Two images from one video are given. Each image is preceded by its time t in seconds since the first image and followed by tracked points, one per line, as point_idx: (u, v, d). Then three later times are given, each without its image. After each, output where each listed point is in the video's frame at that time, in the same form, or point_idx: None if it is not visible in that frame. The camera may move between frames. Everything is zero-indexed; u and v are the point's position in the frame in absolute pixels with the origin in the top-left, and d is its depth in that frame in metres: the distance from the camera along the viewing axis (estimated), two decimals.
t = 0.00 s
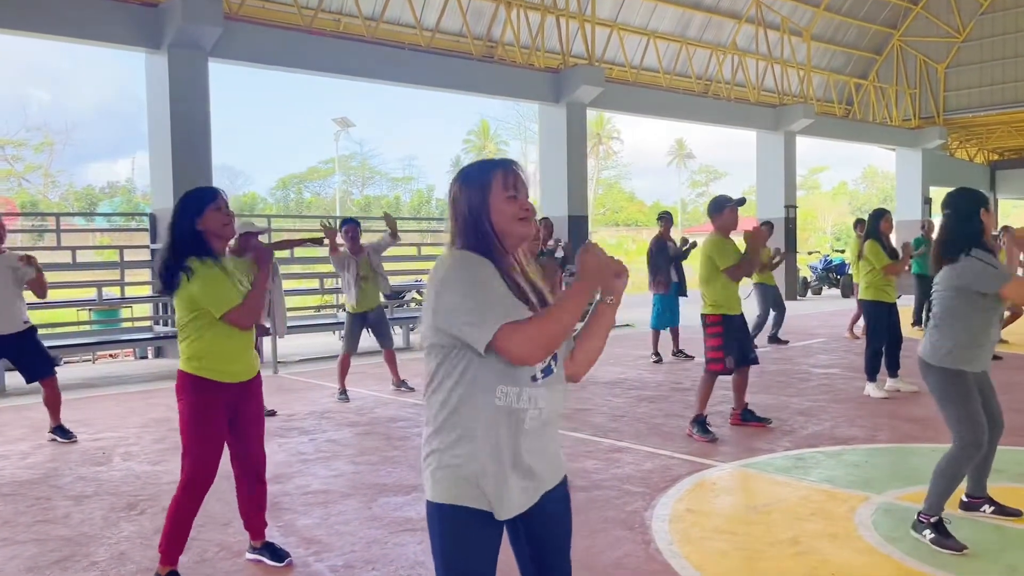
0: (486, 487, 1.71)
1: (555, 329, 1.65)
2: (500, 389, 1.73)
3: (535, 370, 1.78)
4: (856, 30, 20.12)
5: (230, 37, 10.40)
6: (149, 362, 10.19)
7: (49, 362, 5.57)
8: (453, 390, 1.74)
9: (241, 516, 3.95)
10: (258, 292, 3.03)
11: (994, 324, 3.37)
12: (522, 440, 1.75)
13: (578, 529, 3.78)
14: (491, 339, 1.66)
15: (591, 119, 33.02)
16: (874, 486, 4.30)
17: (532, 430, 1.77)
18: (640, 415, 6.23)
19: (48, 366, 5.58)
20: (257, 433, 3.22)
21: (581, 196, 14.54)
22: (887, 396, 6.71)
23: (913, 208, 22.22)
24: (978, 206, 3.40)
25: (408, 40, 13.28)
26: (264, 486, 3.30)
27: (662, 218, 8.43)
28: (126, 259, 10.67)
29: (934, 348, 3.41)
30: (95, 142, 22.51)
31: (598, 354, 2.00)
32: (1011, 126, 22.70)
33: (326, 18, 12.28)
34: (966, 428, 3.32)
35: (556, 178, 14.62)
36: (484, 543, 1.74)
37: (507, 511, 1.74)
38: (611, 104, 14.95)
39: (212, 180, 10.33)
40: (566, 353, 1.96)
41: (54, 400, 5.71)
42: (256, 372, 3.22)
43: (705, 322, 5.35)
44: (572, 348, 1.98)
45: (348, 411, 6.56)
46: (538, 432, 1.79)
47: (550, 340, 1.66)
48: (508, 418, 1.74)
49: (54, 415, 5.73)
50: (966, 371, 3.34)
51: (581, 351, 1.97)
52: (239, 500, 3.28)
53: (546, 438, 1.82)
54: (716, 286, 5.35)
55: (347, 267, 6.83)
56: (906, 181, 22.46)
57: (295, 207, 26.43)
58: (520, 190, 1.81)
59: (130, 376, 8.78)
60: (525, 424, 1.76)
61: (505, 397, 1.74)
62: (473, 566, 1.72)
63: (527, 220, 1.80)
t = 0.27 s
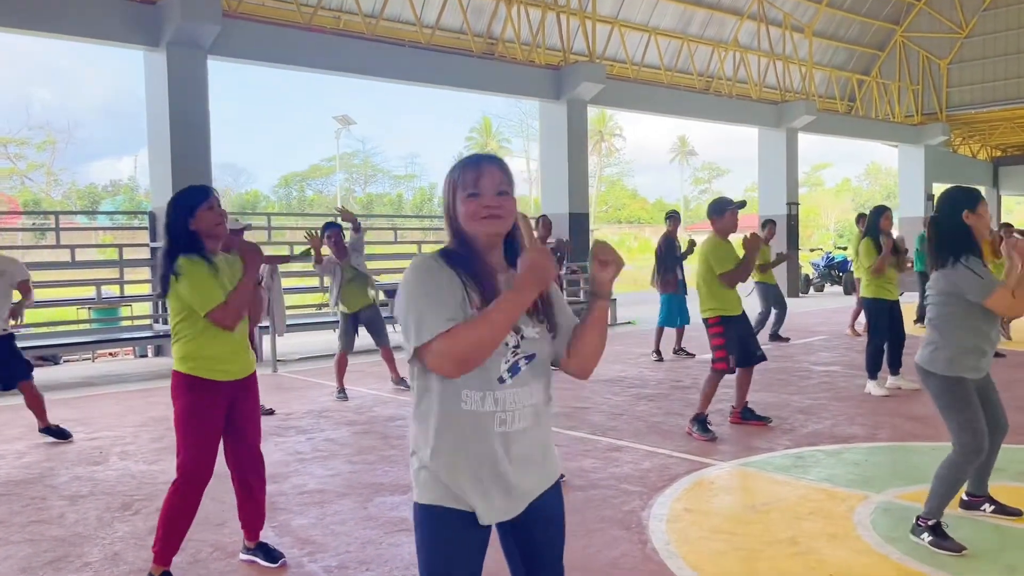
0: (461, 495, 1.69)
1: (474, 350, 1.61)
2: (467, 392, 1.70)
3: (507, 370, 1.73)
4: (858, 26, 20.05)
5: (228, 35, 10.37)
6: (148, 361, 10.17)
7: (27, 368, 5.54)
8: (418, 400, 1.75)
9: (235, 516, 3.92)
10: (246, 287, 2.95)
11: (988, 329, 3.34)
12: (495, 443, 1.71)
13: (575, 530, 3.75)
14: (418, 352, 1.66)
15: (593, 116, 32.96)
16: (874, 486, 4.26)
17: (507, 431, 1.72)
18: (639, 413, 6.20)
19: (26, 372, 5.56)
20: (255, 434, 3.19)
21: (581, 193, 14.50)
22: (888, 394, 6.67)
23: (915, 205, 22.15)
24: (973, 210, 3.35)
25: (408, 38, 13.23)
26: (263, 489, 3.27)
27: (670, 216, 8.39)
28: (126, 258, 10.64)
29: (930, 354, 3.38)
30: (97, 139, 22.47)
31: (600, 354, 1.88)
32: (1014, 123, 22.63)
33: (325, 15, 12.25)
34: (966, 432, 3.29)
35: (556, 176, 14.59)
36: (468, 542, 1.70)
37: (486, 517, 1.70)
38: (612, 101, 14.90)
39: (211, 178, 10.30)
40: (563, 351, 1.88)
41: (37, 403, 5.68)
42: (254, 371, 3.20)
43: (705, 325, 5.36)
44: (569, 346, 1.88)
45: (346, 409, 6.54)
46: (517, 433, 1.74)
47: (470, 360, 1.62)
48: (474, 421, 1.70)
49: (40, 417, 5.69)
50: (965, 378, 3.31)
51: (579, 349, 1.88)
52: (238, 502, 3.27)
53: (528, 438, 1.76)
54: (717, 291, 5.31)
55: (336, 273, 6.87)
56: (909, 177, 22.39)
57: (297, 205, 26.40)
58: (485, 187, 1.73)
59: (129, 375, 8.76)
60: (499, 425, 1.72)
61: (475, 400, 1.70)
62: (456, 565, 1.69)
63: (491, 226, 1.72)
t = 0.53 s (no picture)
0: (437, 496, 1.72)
1: (392, 350, 1.71)
2: (430, 393, 1.75)
3: (473, 366, 1.74)
4: (860, 22, 19.98)
5: (228, 33, 10.36)
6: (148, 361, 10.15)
7: (30, 368, 5.54)
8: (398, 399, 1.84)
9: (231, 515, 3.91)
10: (173, 272, 2.91)
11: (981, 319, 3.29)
12: (464, 441, 1.73)
13: (571, 528, 3.73)
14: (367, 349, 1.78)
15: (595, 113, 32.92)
16: (871, 483, 4.24)
17: (477, 429, 1.74)
18: (638, 411, 6.19)
19: (30, 372, 5.55)
20: (237, 427, 3.16)
21: (582, 191, 14.48)
22: (888, 391, 6.66)
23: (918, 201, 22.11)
24: (955, 203, 3.27)
25: (408, 34, 13.18)
26: (249, 483, 3.25)
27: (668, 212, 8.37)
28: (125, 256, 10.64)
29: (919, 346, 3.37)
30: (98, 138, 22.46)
31: (562, 337, 1.75)
32: (1016, 118, 22.54)
33: (324, 12, 12.23)
34: (946, 422, 3.27)
35: (557, 173, 14.56)
36: (443, 540, 1.73)
37: (453, 516, 1.72)
38: (612, 98, 14.87)
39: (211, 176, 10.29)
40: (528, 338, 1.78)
41: (37, 402, 5.67)
42: (236, 366, 3.17)
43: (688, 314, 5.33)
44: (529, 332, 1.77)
45: (345, 407, 6.53)
46: (489, 430, 1.75)
47: (395, 360, 1.71)
48: (440, 420, 1.74)
49: (41, 415, 5.68)
50: (951, 370, 3.29)
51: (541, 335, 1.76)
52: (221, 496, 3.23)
53: (504, 434, 1.76)
54: (711, 284, 5.28)
55: (328, 273, 7.05)
56: (911, 174, 22.33)
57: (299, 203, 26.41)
58: (451, 183, 1.74)
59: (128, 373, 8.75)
60: (467, 424, 1.74)
61: (438, 402, 1.74)
62: (430, 563, 1.72)
63: (456, 224, 1.73)
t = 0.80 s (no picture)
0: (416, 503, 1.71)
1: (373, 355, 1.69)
2: (414, 400, 1.73)
3: (457, 378, 1.73)
4: (862, 17, 19.91)
5: (226, 30, 10.33)
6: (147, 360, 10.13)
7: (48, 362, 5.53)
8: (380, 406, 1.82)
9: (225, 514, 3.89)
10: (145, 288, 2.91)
11: (985, 323, 3.26)
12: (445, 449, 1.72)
13: (567, 525, 3.71)
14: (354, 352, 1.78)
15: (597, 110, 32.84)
16: (869, 480, 4.22)
17: (458, 439, 1.73)
18: (637, 408, 6.17)
19: (47, 367, 5.54)
20: (222, 427, 3.12)
21: (582, 188, 14.45)
22: (888, 387, 6.64)
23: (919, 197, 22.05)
24: (958, 208, 3.23)
25: (407, 31, 13.12)
26: (240, 486, 3.21)
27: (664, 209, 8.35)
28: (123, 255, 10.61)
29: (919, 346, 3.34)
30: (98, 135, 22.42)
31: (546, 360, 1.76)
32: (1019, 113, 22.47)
33: (323, 9, 12.19)
34: (948, 420, 3.25)
35: (557, 170, 14.52)
36: (423, 543, 1.71)
37: (432, 520, 1.71)
38: (612, 94, 14.83)
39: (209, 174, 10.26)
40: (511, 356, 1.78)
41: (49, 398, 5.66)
42: (220, 369, 3.14)
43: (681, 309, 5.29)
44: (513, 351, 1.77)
45: (343, 405, 6.51)
46: (472, 441, 1.73)
47: (379, 365, 1.69)
48: (423, 428, 1.73)
49: (47, 412, 5.67)
50: (950, 371, 3.27)
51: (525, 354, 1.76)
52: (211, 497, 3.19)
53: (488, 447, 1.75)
54: (706, 277, 5.27)
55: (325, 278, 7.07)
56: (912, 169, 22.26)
57: (300, 201, 26.38)
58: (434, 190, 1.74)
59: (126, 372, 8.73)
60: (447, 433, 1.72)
61: (421, 409, 1.73)
62: (412, 566, 1.70)
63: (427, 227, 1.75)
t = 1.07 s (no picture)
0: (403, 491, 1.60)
1: (427, 299, 1.52)
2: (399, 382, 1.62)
3: (441, 356, 1.62)
4: (864, 12, 19.81)
5: (224, 26, 10.29)
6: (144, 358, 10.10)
7: (33, 361, 5.50)
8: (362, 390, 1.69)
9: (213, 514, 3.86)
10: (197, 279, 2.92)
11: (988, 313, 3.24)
12: (429, 434, 1.61)
13: (557, 525, 3.68)
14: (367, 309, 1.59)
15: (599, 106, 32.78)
16: (865, 478, 4.18)
17: (440, 420, 1.62)
18: (633, 406, 6.13)
19: (32, 365, 5.51)
20: (213, 423, 3.12)
21: (582, 184, 14.39)
22: (887, 384, 6.59)
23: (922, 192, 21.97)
24: (962, 195, 3.22)
25: (405, 27, 13.04)
26: (226, 479, 3.20)
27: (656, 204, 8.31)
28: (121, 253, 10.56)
29: (918, 340, 3.30)
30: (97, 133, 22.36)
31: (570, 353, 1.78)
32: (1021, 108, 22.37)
33: (322, 5, 12.13)
34: (951, 417, 3.21)
35: (557, 167, 14.46)
36: (411, 537, 1.62)
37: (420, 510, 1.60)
38: (612, 90, 14.76)
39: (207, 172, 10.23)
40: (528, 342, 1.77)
41: (37, 395, 5.65)
42: (215, 362, 3.13)
43: (690, 306, 5.23)
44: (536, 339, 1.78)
45: (338, 404, 6.48)
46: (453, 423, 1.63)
47: (417, 317, 1.54)
48: (412, 411, 1.61)
49: (36, 410, 5.66)
50: (955, 362, 3.22)
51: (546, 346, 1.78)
52: (196, 492, 3.18)
53: (470, 432, 1.65)
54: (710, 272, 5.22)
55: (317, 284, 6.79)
56: (914, 165, 22.18)
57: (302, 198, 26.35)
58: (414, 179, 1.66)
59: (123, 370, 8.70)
60: (430, 415, 1.62)
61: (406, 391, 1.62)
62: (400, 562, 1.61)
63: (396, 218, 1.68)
